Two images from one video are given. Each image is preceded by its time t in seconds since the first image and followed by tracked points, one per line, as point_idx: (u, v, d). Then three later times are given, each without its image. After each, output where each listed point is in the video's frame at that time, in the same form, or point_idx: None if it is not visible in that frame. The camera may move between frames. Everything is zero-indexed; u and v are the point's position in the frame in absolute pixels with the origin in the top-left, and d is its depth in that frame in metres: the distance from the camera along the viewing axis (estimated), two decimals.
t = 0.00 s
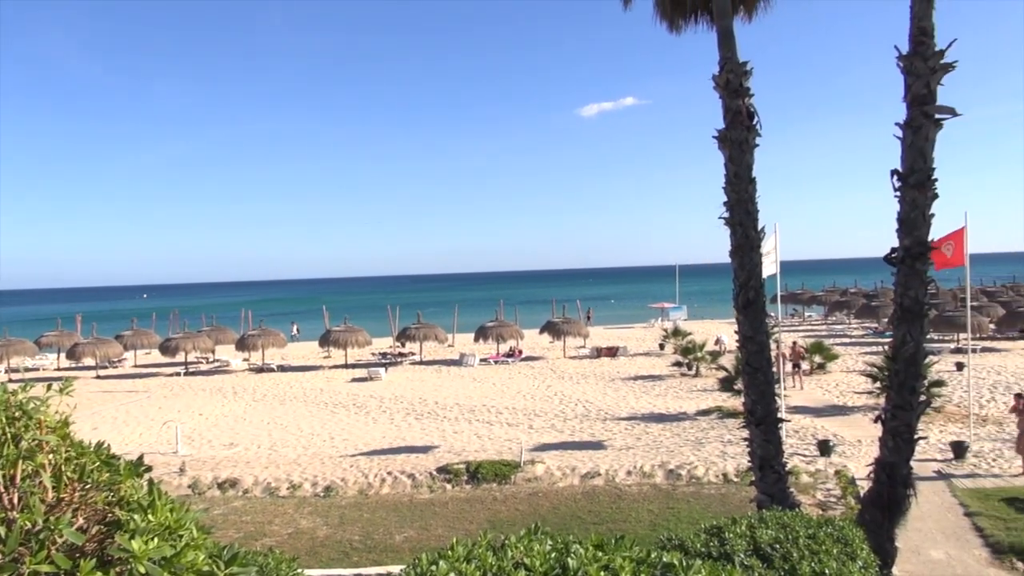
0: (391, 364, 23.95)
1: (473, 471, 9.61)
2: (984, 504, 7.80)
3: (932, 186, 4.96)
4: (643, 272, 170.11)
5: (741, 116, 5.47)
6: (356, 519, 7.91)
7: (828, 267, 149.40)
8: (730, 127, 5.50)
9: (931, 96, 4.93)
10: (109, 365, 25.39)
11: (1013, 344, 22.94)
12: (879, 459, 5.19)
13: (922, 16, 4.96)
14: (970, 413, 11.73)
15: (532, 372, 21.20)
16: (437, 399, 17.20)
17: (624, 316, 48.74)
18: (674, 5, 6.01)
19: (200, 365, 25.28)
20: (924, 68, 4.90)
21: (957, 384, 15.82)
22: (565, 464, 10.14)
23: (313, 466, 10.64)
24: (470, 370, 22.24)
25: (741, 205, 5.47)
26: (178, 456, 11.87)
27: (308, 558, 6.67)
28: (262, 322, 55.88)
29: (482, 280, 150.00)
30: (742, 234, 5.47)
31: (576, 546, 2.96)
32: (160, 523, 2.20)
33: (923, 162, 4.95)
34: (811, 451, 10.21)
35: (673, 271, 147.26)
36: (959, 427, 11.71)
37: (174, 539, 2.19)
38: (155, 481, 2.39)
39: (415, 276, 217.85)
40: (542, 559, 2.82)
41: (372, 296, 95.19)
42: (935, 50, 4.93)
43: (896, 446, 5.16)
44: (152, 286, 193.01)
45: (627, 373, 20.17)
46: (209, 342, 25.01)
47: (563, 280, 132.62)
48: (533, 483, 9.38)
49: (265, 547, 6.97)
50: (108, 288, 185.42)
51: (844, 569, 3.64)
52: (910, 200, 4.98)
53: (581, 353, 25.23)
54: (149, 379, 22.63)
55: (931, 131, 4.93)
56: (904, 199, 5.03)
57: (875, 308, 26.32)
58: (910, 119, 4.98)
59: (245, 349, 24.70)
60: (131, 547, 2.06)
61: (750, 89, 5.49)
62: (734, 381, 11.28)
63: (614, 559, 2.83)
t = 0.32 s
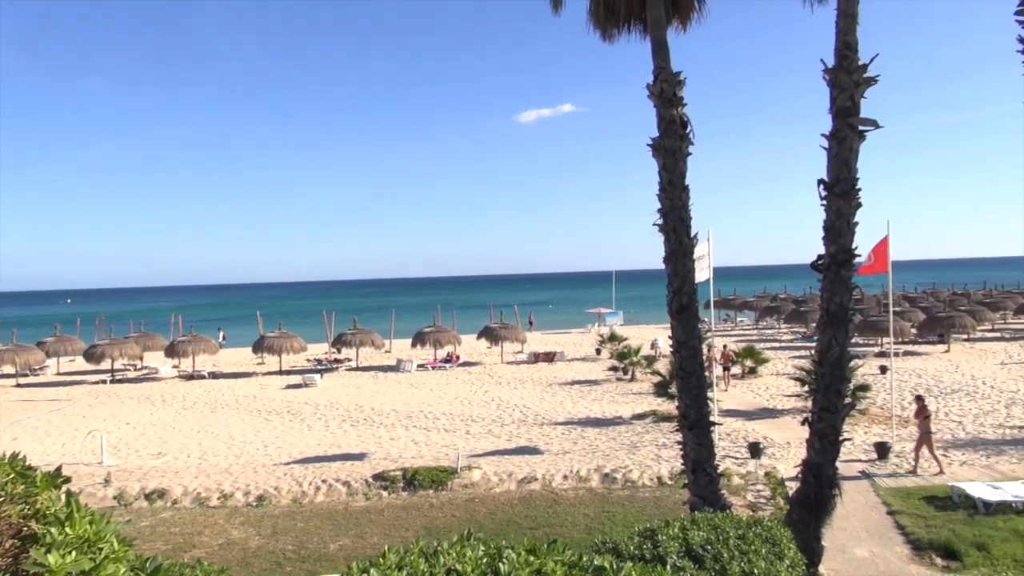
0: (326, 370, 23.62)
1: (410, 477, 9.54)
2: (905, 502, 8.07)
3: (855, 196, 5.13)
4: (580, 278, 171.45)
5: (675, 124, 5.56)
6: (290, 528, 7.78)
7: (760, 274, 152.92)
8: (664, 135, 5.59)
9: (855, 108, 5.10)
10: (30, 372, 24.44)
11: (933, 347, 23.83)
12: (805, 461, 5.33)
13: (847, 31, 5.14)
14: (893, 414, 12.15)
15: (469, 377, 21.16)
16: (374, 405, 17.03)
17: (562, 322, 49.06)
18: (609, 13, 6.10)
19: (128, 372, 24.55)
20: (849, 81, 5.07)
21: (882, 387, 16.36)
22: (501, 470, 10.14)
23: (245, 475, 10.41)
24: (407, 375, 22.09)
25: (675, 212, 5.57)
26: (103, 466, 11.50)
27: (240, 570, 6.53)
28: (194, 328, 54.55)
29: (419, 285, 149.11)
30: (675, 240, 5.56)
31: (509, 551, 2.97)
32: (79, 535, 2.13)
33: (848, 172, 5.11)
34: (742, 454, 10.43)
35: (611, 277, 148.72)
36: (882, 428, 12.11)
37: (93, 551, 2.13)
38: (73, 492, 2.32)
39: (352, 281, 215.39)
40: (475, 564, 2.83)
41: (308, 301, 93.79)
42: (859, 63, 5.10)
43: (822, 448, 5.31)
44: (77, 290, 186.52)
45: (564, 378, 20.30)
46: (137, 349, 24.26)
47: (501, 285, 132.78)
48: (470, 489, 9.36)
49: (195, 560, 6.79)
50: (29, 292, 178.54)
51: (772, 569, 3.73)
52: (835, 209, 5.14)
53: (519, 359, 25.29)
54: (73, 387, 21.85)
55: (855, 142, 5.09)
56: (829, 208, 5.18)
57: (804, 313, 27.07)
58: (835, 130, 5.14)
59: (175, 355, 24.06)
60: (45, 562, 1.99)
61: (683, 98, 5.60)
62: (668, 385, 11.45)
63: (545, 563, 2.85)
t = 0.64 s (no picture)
0: (253, 377, 23.12)
1: (339, 485, 9.41)
2: (825, 503, 8.33)
3: (778, 206, 5.29)
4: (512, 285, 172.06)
5: (605, 133, 5.65)
6: (214, 539, 7.59)
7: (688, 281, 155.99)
8: (594, 143, 5.67)
9: (778, 121, 5.26)
10: None
11: (852, 353, 24.66)
12: (729, 464, 5.46)
13: (771, 46, 5.30)
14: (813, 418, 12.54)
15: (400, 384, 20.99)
16: (303, 412, 16.75)
17: (494, 328, 49.11)
18: (541, 23, 6.16)
19: (42, 379, 23.57)
20: (772, 94, 5.23)
21: (804, 391, 16.86)
22: (432, 476, 10.08)
23: (168, 485, 10.12)
24: (337, 382, 21.79)
25: (605, 219, 5.64)
26: (15, 477, 11.03)
27: None
28: (114, 333, 52.74)
29: (351, 290, 147.45)
30: (605, 248, 5.64)
31: (435, 557, 2.97)
32: None
33: (771, 183, 5.27)
34: (670, 458, 10.61)
35: (543, 283, 149.73)
36: (803, 432, 12.48)
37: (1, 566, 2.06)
38: None
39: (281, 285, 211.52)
40: (400, 569, 2.82)
41: (236, 305, 91.67)
42: (781, 78, 5.27)
43: (746, 451, 5.45)
44: None
45: (496, 384, 20.31)
46: (53, 355, 23.32)
47: (433, 291, 132.28)
48: (401, 496, 9.28)
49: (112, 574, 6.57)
50: None
51: (696, 571, 3.82)
52: (758, 219, 5.28)
53: (451, 364, 25.21)
54: None
55: (778, 154, 5.25)
56: (754, 218, 5.32)
57: (730, 320, 27.72)
58: (759, 142, 5.29)
59: (94, 362, 23.21)
60: None
61: (613, 108, 5.68)
62: (598, 391, 11.58)
63: (470, 568, 2.86)
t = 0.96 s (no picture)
0: (186, 386, 22.55)
1: (275, 496, 9.24)
2: (758, 506, 8.52)
3: (713, 215, 5.40)
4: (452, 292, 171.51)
5: (544, 142, 5.69)
6: (144, 553, 7.38)
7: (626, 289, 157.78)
8: (533, 151, 5.70)
9: (712, 132, 5.37)
10: None
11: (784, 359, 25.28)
12: (665, 469, 5.53)
13: (705, 59, 5.41)
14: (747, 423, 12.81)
15: (339, 392, 20.72)
16: (238, 421, 16.41)
17: (434, 335, 48.86)
18: (481, 30, 6.18)
19: None
20: (707, 106, 5.35)
21: (738, 397, 17.21)
22: (370, 485, 9.97)
23: (96, 498, 9.80)
24: (273, 390, 21.40)
25: (544, 227, 5.68)
26: None
27: None
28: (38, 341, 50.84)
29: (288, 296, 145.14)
30: (544, 255, 5.68)
31: (369, 567, 2.95)
32: None
33: (706, 193, 5.37)
34: (608, 464, 10.70)
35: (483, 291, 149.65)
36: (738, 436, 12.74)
37: None
38: None
39: (215, 291, 207.25)
40: None
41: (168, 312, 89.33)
42: (716, 90, 5.39)
43: (681, 455, 5.53)
44: None
45: (436, 391, 20.22)
46: None
47: (372, 298, 131.07)
48: (338, 506, 9.16)
49: None
50: None
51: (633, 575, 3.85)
52: (693, 227, 5.38)
53: (390, 372, 25.00)
54: None
55: (712, 165, 5.36)
56: (689, 227, 5.42)
57: (667, 326, 28.14)
58: (694, 152, 5.40)
59: (17, 371, 22.34)
60: None
61: (552, 117, 5.73)
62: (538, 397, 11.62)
63: None
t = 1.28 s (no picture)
0: (131, 394, 22.02)
1: (223, 505, 9.08)
2: (709, 509, 8.63)
3: (662, 222, 5.46)
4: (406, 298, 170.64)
5: (497, 148, 5.71)
6: (87, 566, 7.19)
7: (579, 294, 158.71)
8: (486, 157, 5.72)
9: (662, 140, 5.45)
10: None
11: (734, 363, 25.68)
12: (617, 473, 5.57)
13: (656, 68, 5.49)
14: (698, 428, 12.97)
15: (290, 399, 20.45)
16: (185, 430, 16.09)
17: (388, 341, 48.52)
18: (435, 37, 6.18)
19: None
20: (657, 114, 5.42)
21: (689, 401, 17.42)
22: (322, 493, 9.85)
23: (36, 510, 9.53)
24: (222, 398, 21.03)
25: (496, 233, 5.70)
26: None
27: None
28: None
29: (239, 302, 142.79)
30: (496, 261, 5.69)
31: None
32: None
33: (656, 200, 5.44)
34: (561, 469, 10.74)
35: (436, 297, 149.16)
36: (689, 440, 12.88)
37: None
38: None
39: (163, 297, 203.13)
40: None
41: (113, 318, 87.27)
42: (666, 99, 5.46)
43: (633, 460, 5.59)
44: None
45: (388, 398, 20.08)
46: None
47: (325, 304, 129.67)
48: (289, 514, 9.04)
49: None
50: None
51: None
52: (644, 234, 5.44)
53: (343, 378, 24.75)
54: None
55: (662, 172, 5.44)
56: (640, 233, 5.48)
57: (620, 332, 28.37)
58: (645, 160, 5.46)
59: None
60: None
61: (505, 123, 5.76)
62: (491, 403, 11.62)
63: None
